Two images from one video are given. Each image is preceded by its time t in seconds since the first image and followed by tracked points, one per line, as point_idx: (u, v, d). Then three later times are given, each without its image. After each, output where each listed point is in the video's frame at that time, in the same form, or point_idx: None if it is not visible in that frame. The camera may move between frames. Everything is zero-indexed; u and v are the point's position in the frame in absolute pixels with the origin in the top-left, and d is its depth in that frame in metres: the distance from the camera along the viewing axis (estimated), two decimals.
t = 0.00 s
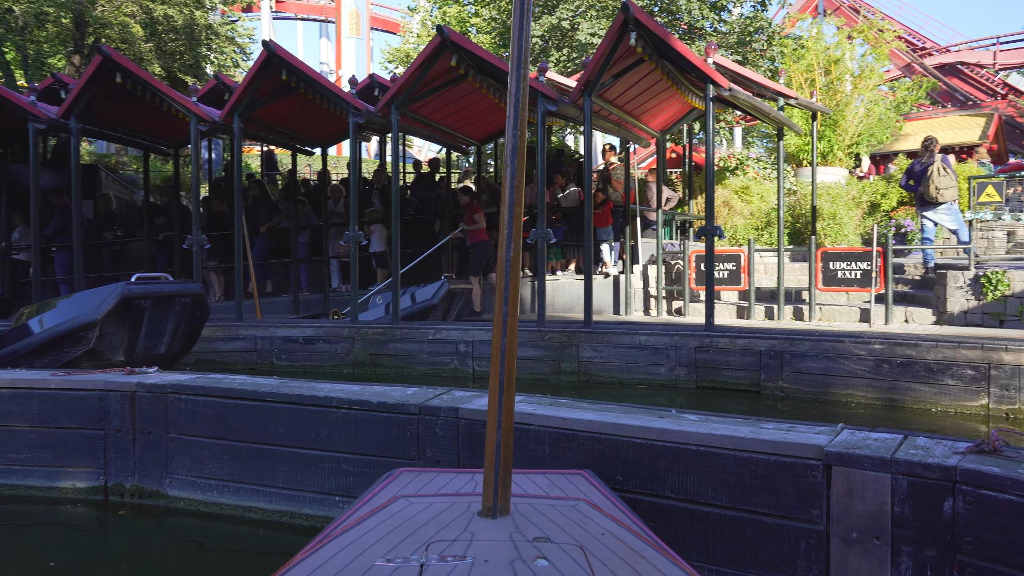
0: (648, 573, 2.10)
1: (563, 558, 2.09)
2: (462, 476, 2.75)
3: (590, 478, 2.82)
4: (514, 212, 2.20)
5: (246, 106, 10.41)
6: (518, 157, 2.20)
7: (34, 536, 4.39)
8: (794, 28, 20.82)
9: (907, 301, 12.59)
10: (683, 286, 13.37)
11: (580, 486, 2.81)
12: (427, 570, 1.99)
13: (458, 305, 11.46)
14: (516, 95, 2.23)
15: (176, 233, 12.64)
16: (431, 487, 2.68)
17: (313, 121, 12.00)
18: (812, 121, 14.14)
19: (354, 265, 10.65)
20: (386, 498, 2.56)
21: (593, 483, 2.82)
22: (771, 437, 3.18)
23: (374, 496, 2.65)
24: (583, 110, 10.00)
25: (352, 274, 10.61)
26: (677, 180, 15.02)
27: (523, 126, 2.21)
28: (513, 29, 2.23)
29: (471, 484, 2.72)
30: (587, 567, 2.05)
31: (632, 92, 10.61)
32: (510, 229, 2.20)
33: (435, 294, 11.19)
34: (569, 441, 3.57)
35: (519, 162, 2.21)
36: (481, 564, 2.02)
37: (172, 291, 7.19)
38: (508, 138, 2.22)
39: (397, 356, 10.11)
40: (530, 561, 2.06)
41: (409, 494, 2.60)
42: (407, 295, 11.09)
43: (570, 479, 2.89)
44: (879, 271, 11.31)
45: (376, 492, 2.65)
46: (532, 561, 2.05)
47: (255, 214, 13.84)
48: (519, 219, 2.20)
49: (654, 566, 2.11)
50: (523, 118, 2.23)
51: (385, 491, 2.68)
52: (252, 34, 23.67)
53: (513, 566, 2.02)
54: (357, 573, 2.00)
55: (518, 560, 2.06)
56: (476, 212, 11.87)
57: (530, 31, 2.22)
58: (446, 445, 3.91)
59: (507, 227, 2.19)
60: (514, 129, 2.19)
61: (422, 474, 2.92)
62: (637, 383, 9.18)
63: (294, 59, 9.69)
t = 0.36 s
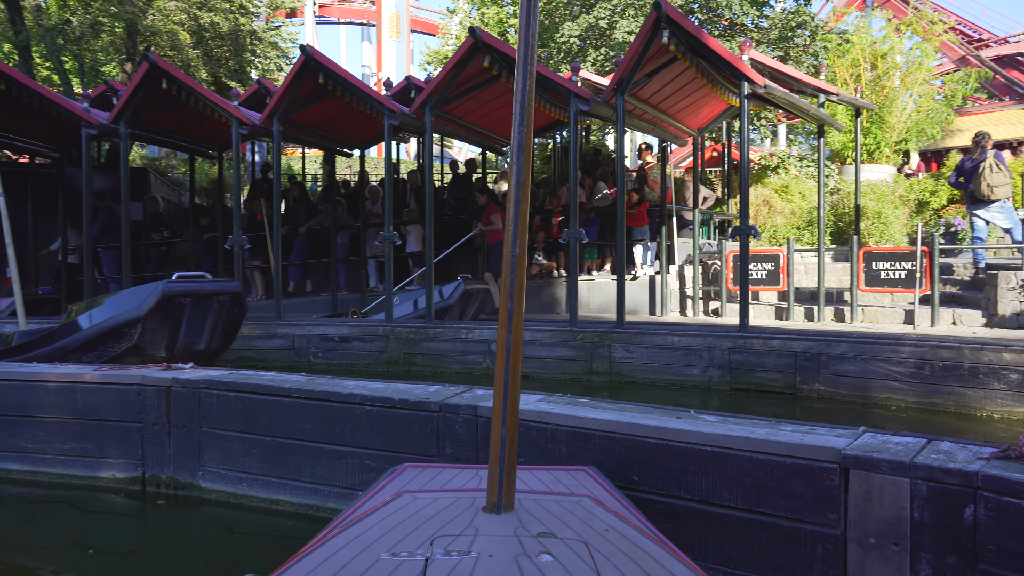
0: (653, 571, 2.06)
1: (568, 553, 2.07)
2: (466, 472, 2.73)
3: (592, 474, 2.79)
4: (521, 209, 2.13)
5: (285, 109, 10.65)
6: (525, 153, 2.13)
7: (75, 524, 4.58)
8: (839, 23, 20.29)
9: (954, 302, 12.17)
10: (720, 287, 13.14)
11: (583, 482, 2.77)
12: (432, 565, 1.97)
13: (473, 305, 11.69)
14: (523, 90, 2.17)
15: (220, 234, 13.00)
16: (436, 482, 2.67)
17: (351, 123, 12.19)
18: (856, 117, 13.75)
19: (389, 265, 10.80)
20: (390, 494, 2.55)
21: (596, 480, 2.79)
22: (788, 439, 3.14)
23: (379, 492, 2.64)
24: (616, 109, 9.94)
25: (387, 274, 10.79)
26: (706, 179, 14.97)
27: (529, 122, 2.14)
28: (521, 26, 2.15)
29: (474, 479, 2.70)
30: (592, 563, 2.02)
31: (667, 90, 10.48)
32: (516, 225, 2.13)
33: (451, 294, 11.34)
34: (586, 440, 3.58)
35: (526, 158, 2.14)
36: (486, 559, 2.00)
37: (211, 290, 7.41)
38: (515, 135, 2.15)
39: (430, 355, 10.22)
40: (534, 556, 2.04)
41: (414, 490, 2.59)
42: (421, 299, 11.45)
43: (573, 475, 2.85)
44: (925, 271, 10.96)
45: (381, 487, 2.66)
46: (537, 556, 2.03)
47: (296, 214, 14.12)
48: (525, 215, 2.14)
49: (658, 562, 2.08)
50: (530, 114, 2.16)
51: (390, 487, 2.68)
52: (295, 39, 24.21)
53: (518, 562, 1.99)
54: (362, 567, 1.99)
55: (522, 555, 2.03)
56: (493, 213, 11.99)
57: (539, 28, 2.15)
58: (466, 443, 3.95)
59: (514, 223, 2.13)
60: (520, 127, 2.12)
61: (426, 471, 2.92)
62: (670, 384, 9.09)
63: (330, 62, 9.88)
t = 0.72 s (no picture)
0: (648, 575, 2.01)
1: (560, 557, 2.03)
2: (461, 477, 2.69)
3: (588, 477, 2.75)
4: (511, 211, 2.12)
5: (317, 112, 10.82)
6: (514, 155, 2.13)
7: (105, 519, 4.73)
8: (882, 15, 19.69)
9: (1000, 303, 11.72)
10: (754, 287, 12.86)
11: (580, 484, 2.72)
12: (423, 570, 1.92)
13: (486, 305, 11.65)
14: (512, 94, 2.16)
15: (258, 234, 13.27)
16: (430, 487, 2.61)
17: (382, 125, 12.33)
18: (898, 112, 13.33)
19: (417, 266, 10.90)
20: (384, 499, 2.49)
21: (593, 482, 2.74)
22: (799, 445, 3.06)
23: (373, 497, 2.58)
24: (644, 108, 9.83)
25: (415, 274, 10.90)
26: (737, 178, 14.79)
27: (520, 123, 2.12)
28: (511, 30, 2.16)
29: (471, 484, 2.65)
30: (585, 567, 1.98)
31: (697, 88, 10.32)
32: (507, 228, 2.13)
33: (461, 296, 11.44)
34: (595, 444, 3.55)
35: (515, 160, 2.13)
36: (478, 564, 1.95)
37: (242, 291, 7.65)
38: (505, 137, 2.14)
39: (458, 356, 10.27)
40: (527, 560, 2.00)
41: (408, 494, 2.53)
42: (443, 296, 11.27)
43: (569, 478, 2.81)
44: (969, 271, 10.57)
45: (374, 493, 2.59)
46: (529, 560, 1.99)
47: (330, 215, 14.30)
48: (516, 217, 2.13)
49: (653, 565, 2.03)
50: (520, 114, 2.14)
51: (384, 492, 2.62)
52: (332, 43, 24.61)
53: (509, 567, 1.95)
54: (353, 574, 1.93)
55: (515, 560, 1.99)
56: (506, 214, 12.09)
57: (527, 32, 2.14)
58: (477, 444, 3.96)
59: (504, 226, 2.12)
60: (509, 131, 2.12)
61: (420, 475, 2.85)
62: (699, 387, 8.95)
63: (360, 65, 10.02)
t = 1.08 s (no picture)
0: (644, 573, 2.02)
1: (558, 557, 2.03)
2: (457, 477, 2.68)
3: (586, 477, 2.74)
4: (503, 212, 2.17)
5: (348, 114, 10.98)
6: (505, 157, 2.17)
7: (135, 511, 4.87)
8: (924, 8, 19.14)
9: None
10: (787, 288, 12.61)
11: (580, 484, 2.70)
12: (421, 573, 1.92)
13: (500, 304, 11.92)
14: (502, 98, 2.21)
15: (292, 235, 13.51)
16: (427, 489, 2.58)
17: (413, 126, 12.44)
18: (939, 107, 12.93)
19: (445, 266, 10.99)
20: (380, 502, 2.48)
21: (590, 482, 2.74)
22: (812, 450, 3.02)
23: (369, 500, 2.56)
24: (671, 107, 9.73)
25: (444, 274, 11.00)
26: (770, 177, 14.55)
27: (509, 126, 2.17)
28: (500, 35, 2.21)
29: (470, 485, 2.65)
30: (582, 566, 1.99)
31: (727, 86, 10.19)
32: (499, 229, 2.17)
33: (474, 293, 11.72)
34: (608, 445, 3.55)
35: (506, 162, 2.17)
36: (475, 566, 1.96)
37: (272, 292, 7.84)
38: (495, 140, 2.18)
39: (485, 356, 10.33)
40: (524, 561, 2.00)
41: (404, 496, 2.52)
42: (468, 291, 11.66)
43: (567, 477, 2.80)
44: (1013, 272, 10.21)
45: (371, 495, 2.57)
46: (527, 561, 1.99)
47: (363, 216, 14.47)
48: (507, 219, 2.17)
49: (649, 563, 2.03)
50: (509, 118, 2.19)
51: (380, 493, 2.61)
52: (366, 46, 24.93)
53: (507, 568, 1.96)
54: None
55: (512, 561, 2.00)
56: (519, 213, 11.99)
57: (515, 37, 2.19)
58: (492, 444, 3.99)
59: (496, 227, 2.17)
60: (499, 133, 2.17)
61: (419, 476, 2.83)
62: (728, 389, 8.83)
63: (388, 67, 10.15)
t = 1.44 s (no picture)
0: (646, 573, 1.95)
1: (560, 555, 1.97)
2: (458, 475, 2.61)
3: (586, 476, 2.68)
4: (505, 208, 2.13)
5: (378, 116, 11.12)
6: (508, 153, 2.14)
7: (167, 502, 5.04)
8: None
9: None
10: (822, 288, 12.34)
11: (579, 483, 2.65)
12: (424, 570, 1.85)
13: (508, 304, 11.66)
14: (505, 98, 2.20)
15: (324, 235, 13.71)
16: (427, 485, 2.51)
17: (442, 127, 12.55)
18: (984, 101, 12.49)
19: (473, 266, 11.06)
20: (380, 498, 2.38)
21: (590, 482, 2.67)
22: (825, 450, 2.97)
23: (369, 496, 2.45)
24: (699, 104, 9.62)
25: (472, 274, 11.06)
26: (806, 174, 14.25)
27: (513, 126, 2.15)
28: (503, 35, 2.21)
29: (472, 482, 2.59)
30: (585, 565, 1.93)
31: (758, 82, 10.02)
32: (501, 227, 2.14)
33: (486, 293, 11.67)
34: (621, 443, 3.55)
35: (509, 159, 2.14)
36: (477, 563, 1.90)
37: (300, 290, 8.27)
38: (498, 140, 2.17)
39: (514, 355, 10.39)
40: (526, 559, 1.94)
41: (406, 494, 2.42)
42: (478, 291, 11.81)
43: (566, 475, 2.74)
44: None
45: (371, 490, 2.49)
46: (528, 559, 1.93)
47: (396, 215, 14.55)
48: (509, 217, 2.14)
49: (652, 561, 1.97)
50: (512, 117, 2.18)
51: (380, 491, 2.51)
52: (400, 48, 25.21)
53: (509, 565, 1.90)
54: None
55: (514, 559, 1.94)
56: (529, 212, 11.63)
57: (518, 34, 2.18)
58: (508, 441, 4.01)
59: (498, 224, 2.14)
60: (502, 133, 2.15)
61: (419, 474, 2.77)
62: (757, 390, 8.70)
63: (417, 69, 10.27)
